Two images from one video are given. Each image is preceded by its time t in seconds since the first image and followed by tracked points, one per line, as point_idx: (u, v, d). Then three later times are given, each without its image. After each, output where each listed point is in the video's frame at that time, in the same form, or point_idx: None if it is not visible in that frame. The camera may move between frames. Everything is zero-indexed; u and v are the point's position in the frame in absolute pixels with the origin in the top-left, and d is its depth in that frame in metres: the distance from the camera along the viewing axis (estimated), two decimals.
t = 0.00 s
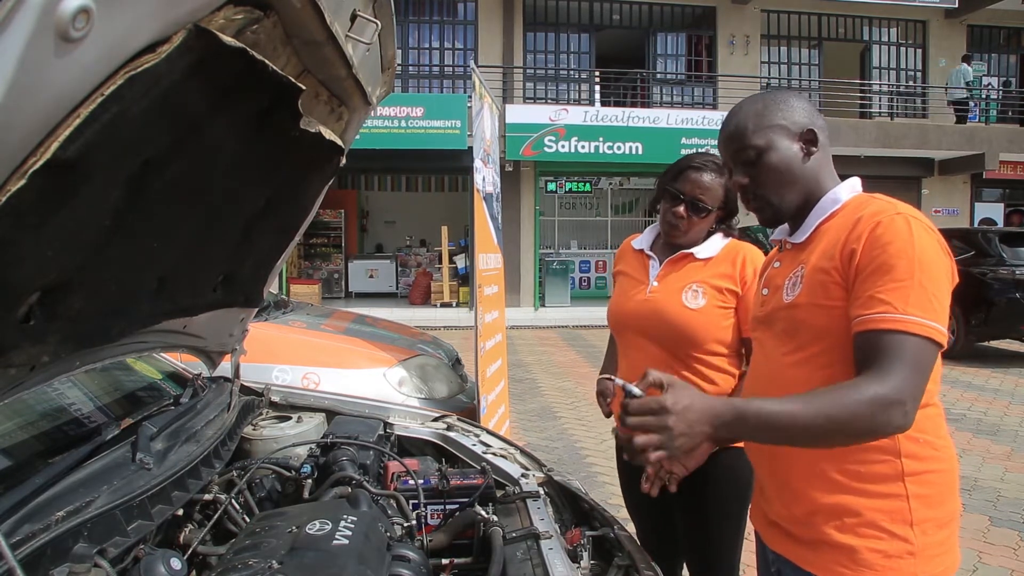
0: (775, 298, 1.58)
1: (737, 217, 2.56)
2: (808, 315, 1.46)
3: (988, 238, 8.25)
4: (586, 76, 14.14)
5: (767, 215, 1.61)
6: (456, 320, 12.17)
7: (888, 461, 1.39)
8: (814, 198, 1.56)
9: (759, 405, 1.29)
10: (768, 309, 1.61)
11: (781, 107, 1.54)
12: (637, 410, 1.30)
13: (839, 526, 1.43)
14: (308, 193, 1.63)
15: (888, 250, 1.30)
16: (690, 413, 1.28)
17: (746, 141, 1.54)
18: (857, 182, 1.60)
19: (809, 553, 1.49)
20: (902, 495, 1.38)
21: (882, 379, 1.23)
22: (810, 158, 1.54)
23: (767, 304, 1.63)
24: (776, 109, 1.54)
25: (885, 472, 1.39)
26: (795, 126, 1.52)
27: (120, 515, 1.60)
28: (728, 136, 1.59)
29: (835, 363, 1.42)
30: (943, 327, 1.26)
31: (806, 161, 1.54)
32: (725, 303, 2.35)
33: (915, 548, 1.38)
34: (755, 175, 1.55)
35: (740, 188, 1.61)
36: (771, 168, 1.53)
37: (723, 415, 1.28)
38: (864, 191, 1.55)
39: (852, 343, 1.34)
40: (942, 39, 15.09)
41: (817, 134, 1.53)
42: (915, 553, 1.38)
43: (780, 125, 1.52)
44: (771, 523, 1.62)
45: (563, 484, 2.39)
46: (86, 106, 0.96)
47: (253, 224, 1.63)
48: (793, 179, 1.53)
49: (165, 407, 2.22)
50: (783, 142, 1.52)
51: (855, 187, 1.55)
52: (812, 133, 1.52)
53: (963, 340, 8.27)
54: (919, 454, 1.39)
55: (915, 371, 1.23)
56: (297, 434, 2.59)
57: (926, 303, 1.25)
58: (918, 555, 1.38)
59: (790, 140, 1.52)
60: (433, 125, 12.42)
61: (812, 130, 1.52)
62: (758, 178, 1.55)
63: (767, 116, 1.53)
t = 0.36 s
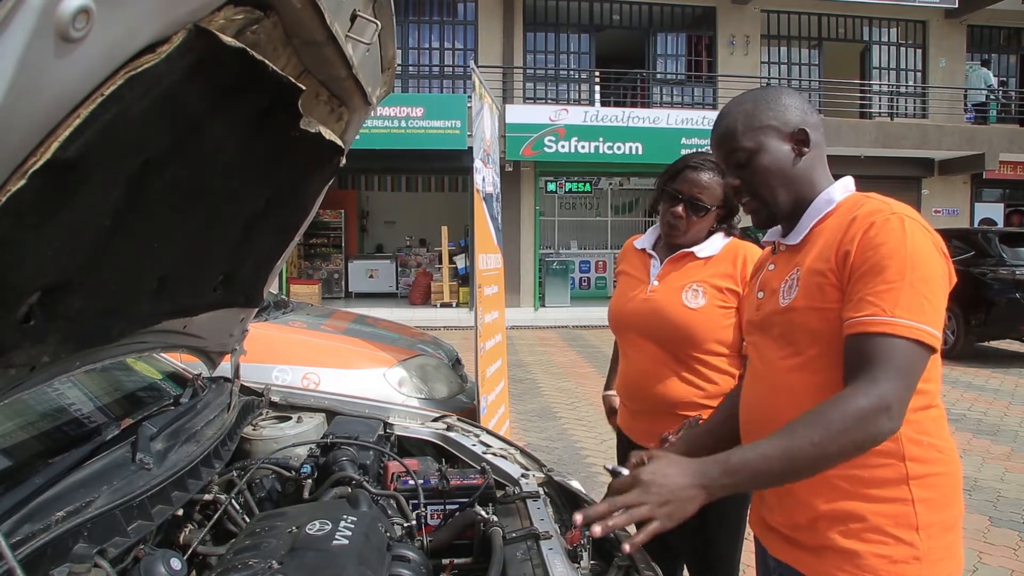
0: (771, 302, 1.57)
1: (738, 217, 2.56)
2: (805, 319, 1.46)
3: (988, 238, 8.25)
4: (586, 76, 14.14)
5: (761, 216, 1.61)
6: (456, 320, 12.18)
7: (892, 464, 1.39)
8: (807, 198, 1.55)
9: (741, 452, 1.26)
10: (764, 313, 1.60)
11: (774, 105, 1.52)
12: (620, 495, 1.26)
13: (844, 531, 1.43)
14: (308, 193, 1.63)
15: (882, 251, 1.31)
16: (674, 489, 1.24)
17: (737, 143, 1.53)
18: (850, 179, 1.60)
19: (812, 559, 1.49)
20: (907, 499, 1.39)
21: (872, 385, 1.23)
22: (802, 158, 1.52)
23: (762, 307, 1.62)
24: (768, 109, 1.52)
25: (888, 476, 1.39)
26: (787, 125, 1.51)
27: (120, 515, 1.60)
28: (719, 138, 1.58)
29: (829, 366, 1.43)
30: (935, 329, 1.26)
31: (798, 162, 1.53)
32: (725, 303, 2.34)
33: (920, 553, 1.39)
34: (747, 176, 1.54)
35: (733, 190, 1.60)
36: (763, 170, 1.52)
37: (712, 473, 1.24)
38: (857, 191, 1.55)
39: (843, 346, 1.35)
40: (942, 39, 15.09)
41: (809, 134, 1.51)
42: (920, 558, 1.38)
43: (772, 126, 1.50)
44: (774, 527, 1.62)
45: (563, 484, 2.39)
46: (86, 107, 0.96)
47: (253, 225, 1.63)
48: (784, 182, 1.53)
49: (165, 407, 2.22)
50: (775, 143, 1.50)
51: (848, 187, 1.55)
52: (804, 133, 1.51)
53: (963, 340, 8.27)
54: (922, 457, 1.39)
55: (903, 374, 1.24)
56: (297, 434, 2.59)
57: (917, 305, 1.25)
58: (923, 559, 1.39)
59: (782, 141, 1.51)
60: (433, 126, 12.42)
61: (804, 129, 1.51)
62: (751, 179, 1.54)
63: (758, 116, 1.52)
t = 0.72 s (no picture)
0: (756, 313, 1.50)
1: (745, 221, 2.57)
2: (787, 330, 1.40)
3: (988, 239, 8.27)
4: (586, 76, 14.14)
5: (740, 223, 1.53)
6: (456, 320, 12.18)
7: (897, 474, 1.36)
8: (788, 202, 1.47)
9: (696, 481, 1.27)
10: (749, 324, 1.53)
11: (748, 107, 1.42)
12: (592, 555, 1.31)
13: (851, 543, 1.39)
14: (308, 192, 1.63)
15: (857, 254, 1.26)
16: (639, 542, 1.27)
17: (709, 149, 1.44)
18: (829, 178, 1.53)
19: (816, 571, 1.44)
20: (915, 508, 1.36)
21: (833, 396, 1.19)
22: (777, 161, 1.44)
23: (747, 318, 1.55)
24: (742, 110, 1.42)
25: (894, 486, 1.36)
26: (761, 127, 1.41)
27: (120, 515, 1.60)
28: (691, 141, 1.49)
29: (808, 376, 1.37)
30: (910, 338, 1.20)
31: (772, 166, 1.44)
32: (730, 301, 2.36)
33: (929, 563, 1.36)
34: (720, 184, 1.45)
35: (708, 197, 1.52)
36: (735, 177, 1.43)
37: (669, 512, 1.26)
38: (837, 191, 1.48)
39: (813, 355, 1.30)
40: (942, 39, 15.09)
41: (784, 135, 1.42)
42: (929, 568, 1.35)
43: (744, 129, 1.41)
44: (775, 539, 1.56)
45: (562, 483, 2.40)
46: (86, 107, 0.96)
47: (253, 225, 1.63)
48: (759, 188, 1.44)
49: (165, 406, 2.22)
50: (747, 148, 1.41)
51: (828, 188, 1.48)
52: (778, 134, 1.41)
53: (964, 340, 8.27)
54: (928, 464, 1.37)
55: (866, 386, 1.19)
56: (297, 434, 2.59)
57: (890, 311, 1.19)
58: (931, 569, 1.36)
59: (755, 146, 1.42)
60: (433, 126, 12.42)
61: (778, 130, 1.41)
62: (724, 187, 1.46)
63: (730, 119, 1.42)
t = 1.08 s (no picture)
0: (731, 331, 1.40)
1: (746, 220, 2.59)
2: (761, 351, 1.30)
3: (988, 238, 8.28)
4: (586, 76, 14.13)
5: (709, 236, 1.41)
6: (456, 320, 12.19)
7: (890, 490, 1.27)
8: (758, 210, 1.36)
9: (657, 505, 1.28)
10: (725, 342, 1.42)
11: (712, 112, 1.31)
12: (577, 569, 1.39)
13: (844, 560, 1.30)
14: (308, 191, 1.63)
15: (826, 269, 1.16)
16: (606, 566, 1.34)
17: (672, 158, 1.33)
18: (802, 178, 1.41)
19: None
20: (910, 523, 1.27)
21: (788, 427, 1.13)
22: (745, 169, 1.33)
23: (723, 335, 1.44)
24: (705, 115, 1.31)
25: (888, 501, 1.27)
26: (726, 134, 1.30)
27: (120, 516, 1.60)
28: (652, 149, 1.37)
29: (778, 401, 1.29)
30: (878, 363, 1.11)
31: (740, 174, 1.33)
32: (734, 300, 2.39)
33: None
34: (685, 197, 1.34)
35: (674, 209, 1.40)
36: (702, 190, 1.32)
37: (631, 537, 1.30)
38: (812, 193, 1.36)
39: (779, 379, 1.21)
40: (942, 39, 15.09)
41: (751, 140, 1.31)
42: None
43: (707, 138, 1.30)
44: (765, 556, 1.47)
45: (563, 483, 2.40)
46: (86, 106, 0.96)
47: (253, 225, 1.63)
48: (727, 198, 1.33)
49: (165, 407, 2.22)
50: (713, 157, 1.31)
51: (802, 191, 1.36)
52: (745, 141, 1.30)
53: (963, 340, 8.27)
54: (921, 478, 1.28)
55: (825, 418, 1.12)
56: (298, 434, 2.59)
57: (855, 336, 1.10)
58: None
59: (720, 154, 1.31)
60: (433, 125, 12.42)
61: (745, 135, 1.31)
62: (691, 202, 1.35)
63: (693, 126, 1.31)
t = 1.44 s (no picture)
0: (719, 339, 1.40)
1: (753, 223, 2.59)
2: (749, 360, 1.30)
3: (988, 239, 8.28)
4: (586, 76, 14.12)
5: (690, 241, 1.40)
6: (456, 320, 12.19)
7: (886, 501, 1.26)
8: (740, 214, 1.34)
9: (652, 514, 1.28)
10: (713, 349, 1.42)
11: (687, 114, 1.28)
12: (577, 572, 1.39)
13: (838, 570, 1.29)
14: (309, 192, 1.63)
15: (813, 279, 1.14)
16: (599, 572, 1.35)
17: (647, 164, 1.29)
18: (783, 179, 1.40)
19: None
20: (905, 532, 1.27)
21: (781, 444, 1.12)
22: (723, 172, 1.30)
23: (710, 343, 1.43)
24: (680, 118, 1.28)
25: (884, 512, 1.27)
26: (702, 137, 1.27)
27: (120, 515, 1.60)
28: (626, 154, 1.34)
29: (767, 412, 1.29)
30: (871, 374, 1.11)
31: (719, 178, 1.30)
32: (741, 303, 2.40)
33: None
34: (663, 203, 1.32)
35: (653, 215, 1.37)
36: (681, 195, 1.29)
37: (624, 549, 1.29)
38: (796, 195, 1.35)
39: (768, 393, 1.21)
40: (942, 39, 15.08)
41: (729, 141, 1.28)
42: None
43: (682, 142, 1.27)
44: (757, 565, 1.46)
45: (563, 483, 2.40)
46: (86, 107, 0.95)
47: (254, 225, 1.63)
48: (707, 203, 1.30)
49: (165, 407, 2.22)
50: (690, 161, 1.27)
51: (785, 194, 1.36)
52: (723, 142, 1.27)
53: (963, 340, 8.26)
54: (916, 486, 1.28)
55: (818, 434, 1.11)
56: (298, 434, 2.59)
57: (845, 349, 1.09)
58: None
59: (697, 158, 1.27)
60: (433, 126, 12.43)
61: (722, 137, 1.27)
62: (670, 207, 1.32)
63: (667, 129, 1.27)
